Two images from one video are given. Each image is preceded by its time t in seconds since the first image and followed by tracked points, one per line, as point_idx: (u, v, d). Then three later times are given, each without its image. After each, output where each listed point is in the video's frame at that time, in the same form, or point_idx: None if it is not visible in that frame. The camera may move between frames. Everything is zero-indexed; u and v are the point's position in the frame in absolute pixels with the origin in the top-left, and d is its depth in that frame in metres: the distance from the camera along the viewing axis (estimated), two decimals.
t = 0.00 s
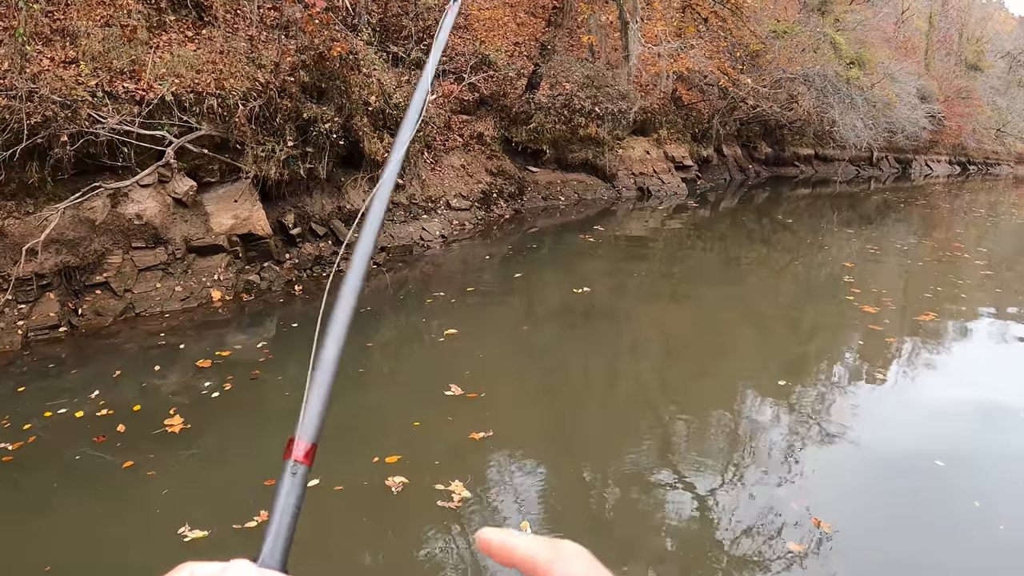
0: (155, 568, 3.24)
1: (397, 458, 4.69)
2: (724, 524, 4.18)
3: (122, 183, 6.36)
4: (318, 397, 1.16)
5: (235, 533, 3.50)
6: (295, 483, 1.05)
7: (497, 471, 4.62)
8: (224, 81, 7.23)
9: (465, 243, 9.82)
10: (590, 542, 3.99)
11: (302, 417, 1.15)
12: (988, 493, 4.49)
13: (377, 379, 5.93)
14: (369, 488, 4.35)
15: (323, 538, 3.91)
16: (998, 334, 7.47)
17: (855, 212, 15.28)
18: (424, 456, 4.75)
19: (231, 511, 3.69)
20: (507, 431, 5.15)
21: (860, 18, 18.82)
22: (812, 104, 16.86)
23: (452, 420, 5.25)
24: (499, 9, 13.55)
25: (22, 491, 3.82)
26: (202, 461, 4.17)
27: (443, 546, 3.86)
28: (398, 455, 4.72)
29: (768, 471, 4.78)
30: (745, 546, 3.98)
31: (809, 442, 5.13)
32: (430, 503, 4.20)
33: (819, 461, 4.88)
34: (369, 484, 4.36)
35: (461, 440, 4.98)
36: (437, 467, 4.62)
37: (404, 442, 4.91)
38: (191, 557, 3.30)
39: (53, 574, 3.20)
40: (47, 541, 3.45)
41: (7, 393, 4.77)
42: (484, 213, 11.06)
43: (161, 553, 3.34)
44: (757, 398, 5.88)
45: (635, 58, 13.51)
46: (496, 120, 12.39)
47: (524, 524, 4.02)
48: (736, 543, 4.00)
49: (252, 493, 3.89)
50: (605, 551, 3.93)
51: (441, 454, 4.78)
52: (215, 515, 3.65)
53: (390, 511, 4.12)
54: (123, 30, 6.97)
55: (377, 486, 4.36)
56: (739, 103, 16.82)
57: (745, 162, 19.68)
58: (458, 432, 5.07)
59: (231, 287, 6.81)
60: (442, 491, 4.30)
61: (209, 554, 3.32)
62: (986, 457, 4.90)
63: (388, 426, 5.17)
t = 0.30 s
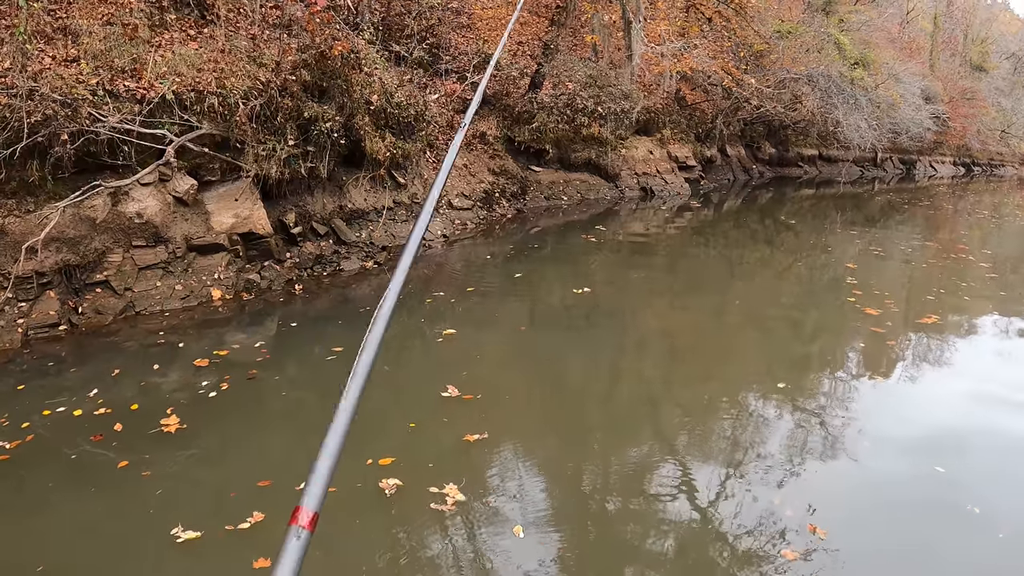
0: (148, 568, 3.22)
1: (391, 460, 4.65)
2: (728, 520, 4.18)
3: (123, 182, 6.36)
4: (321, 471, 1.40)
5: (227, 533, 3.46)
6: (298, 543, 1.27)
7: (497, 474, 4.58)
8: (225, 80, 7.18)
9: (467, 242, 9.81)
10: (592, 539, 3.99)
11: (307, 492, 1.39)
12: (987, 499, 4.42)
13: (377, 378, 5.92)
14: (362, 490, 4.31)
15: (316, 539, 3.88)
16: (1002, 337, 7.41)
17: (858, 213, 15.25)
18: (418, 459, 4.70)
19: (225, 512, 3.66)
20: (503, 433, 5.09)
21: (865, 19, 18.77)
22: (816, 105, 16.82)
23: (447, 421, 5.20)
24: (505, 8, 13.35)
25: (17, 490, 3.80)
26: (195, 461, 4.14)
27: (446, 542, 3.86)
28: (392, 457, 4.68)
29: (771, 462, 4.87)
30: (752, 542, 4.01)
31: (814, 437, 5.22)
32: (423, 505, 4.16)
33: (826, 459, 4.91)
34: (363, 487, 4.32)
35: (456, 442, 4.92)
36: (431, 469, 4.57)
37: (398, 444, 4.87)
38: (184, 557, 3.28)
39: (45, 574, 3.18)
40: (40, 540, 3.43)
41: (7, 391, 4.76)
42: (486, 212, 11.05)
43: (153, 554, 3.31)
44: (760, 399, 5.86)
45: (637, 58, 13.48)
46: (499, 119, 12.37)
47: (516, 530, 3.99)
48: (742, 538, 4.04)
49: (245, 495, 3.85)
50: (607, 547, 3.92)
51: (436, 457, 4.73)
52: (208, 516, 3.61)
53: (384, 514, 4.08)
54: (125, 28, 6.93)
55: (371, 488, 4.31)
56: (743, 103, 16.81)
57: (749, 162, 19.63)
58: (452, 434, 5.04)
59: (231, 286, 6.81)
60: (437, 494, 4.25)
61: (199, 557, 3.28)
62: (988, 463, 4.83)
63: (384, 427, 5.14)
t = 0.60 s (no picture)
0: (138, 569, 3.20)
1: (382, 461, 4.60)
2: (728, 520, 4.17)
3: (121, 180, 6.35)
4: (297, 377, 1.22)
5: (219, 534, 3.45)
6: (271, 456, 1.12)
7: (500, 474, 4.57)
8: (224, 79, 7.18)
9: (467, 241, 9.80)
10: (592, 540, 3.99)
11: (282, 397, 1.22)
12: (985, 505, 4.37)
13: (375, 378, 5.90)
14: (353, 493, 4.26)
15: (308, 540, 3.85)
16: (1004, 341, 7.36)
17: (860, 213, 15.24)
18: (410, 461, 4.65)
19: (216, 513, 3.63)
20: (496, 436, 5.04)
21: (867, 18, 18.75)
22: (818, 105, 16.81)
23: (440, 423, 5.16)
24: (502, 8, 13.48)
25: (9, 489, 3.78)
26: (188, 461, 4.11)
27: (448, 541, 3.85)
28: (383, 458, 4.63)
29: (774, 461, 4.88)
30: (747, 543, 4.00)
31: (817, 436, 5.22)
32: (414, 508, 4.12)
33: (827, 459, 4.91)
34: (354, 488, 4.28)
35: (448, 444, 4.88)
36: (423, 471, 4.53)
37: (391, 445, 4.83)
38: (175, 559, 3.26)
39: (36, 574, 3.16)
40: (31, 541, 3.41)
41: (4, 390, 4.76)
42: (486, 211, 11.04)
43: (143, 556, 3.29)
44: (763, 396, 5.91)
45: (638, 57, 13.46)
46: (500, 119, 12.36)
47: (507, 533, 3.94)
48: (741, 537, 4.04)
49: (236, 495, 3.83)
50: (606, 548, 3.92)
51: (429, 459, 4.69)
52: (199, 517, 3.59)
53: (374, 518, 4.03)
54: (124, 27, 6.91)
55: (362, 490, 4.28)
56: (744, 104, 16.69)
57: (751, 162, 19.60)
58: (445, 435, 5.00)
59: (229, 285, 6.80)
60: (428, 496, 4.22)
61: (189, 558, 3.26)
62: (989, 468, 4.78)
63: (377, 428, 5.10)
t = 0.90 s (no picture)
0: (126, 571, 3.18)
1: (372, 464, 4.58)
2: (725, 524, 4.15)
3: (116, 179, 6.34)
4: (294, 401, 1.35)
5: (207, 535, 3.43)
6: (272, 478, 1.26)
7: (498, 471, 4.63)
8: (220, 78, 7.16)
9: (464, 241, 9.79)
10: (588, 538, 4.01)
11: (279, 417, 1.36)
12: (982, 509, 4.33)
13: (372, 378, 5.88)
14: (343, 497, 4.23)
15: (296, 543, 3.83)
16: (1004, 342, 7.33)
17: (860, 214, 15.22)
18: (401, 464, 4.62)
19: (205, 514, 3.62)
20: (487, 439, 5.01)
21: (867, 19, 18.75)
22: (818, 105, 16.80)
23: (432, 425, 5.13)
24: (501, 6, 13.43)
25: None
26: (178, 463, 4.10)
27: (446, 543, 3.87)
28: (373, 461, 4.61)
29: (772, 463, 4.86)
30: (747, 548, 3.96)
31: (815, 437, 5.21)
32: (404, 512, 4.11)
33: (824, 459, 4.91)
34: (343, 491, 4.26)
35: (439, 447, 4.86)
36: (413, 474, 4.51)
37: (381, 447, 4.81)
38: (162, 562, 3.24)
39: None
40: (19, 542, 3.39)
41: None
42: (484, 211, 11.04)
43: (130, 558, 3.27)
44: (763, 397, 5.91)
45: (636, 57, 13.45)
46: (498, 118, 12.34)
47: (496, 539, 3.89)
48: (738, 543, 4.00)
49: (224, 496, 3.80)
50: (601, 548, 3.94)
51: (419, 462, 4.66)
52: (188, 518, 3.57)
53: (364, 521, 4.01)
54: (120, 26, 6.88)
55: (352, 493, 4.25)
56: (743, 103, 16.64)
57: (750, 162, 19.59)
58: (435, 438, 4.97)
59: (225, 284, 6.79)
60: (417, 500, 4.20)
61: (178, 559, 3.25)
62: (986, 472, 4.74)
63: (368, 430, 5.08)
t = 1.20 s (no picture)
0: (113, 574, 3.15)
1: (361, 468, 4.53)
2: (725, 524, 4.19)
3: (113, 179, 6.34)
4: (292, 457, 1.55)
5: (197, 537, 3.41)
6: (271, 524, 1.45)
7: (497, 479, 4.55)
8: (217, 77, 7.15)
9: (462, 242, 9.79)
10: (585, 538, 4.03)
11: (280, 469, 1.56)
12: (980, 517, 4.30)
13: (369, 379, 5.88)
14: (331, 500, 4.18)
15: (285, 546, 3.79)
16: (1003, 345, 7.33)
17: (860, 215, 15.22)
18: (391, 468, 4.57)
19: (193, 517, 3.58)
20: (478, 443, 4.96)
21: (867, 20, 18.77)
22: (818, 106, 16.81)
23: (422, 428, 5.09)
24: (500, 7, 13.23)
25: None
26: (167, 464, 4.08)
27: (447, 544, 3.85)
28: (362, 465, 4.57)
29: (770, 466, 4.87)
30: (746, 547, 3.99)
31: (813, 440, 5.22)
32: (391, 518, 4.04)
33: (824, 459, 4.95)
34: (332, 495, 4.21)
35: (429, 450, 4.81)
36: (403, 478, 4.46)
37: (372, 450, 4.77)
38: (150, 564, 3.21)
39: None
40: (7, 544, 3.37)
41: None
42: (482, 212, 11.04)
43: (118, 561, 3.25)
44: (762, 400, 5.89)
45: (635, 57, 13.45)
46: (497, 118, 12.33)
47: (483, 544, 3.86)
48: (738, 543, 4.04)
49: (213, 500, 3.78)
50: (597, 548, 3.95)
51: (408, 465, 4.61)
52: (176, 521, 3.54)
53: (353, 525, 3.97)
54: (117, 25, 6.86)
55: (341, 496, 4.21)
56: (744, 104, 16.77)
57: (750, 163, 19.63)
58: (425, 440, 4.92)
59: (222, 284, 6.79)
60: (407, 504, 4.13)
61: (165, 562, 3.22)
62: (984, 481, 4.68)
63: (359, 432, 5.03)
